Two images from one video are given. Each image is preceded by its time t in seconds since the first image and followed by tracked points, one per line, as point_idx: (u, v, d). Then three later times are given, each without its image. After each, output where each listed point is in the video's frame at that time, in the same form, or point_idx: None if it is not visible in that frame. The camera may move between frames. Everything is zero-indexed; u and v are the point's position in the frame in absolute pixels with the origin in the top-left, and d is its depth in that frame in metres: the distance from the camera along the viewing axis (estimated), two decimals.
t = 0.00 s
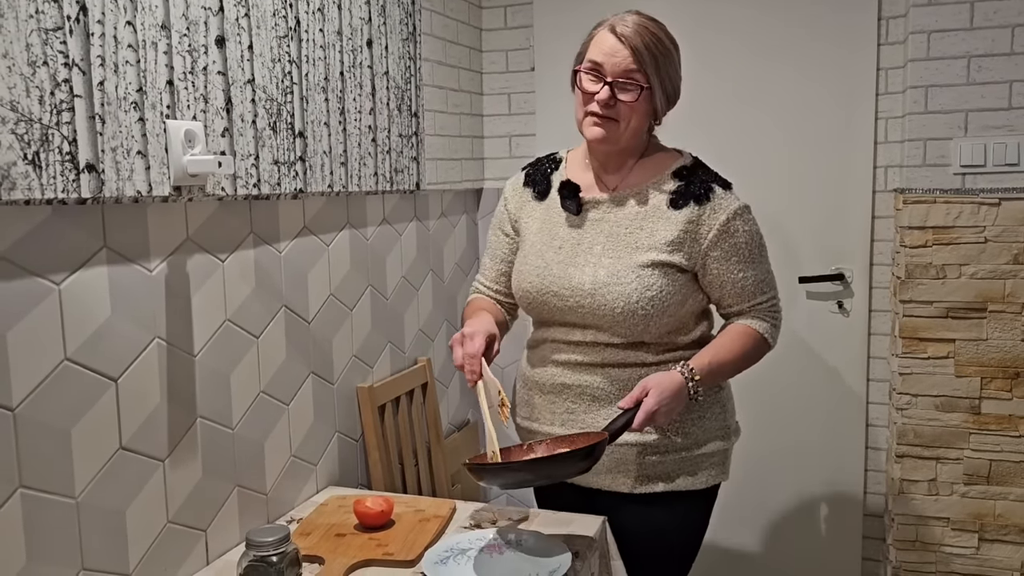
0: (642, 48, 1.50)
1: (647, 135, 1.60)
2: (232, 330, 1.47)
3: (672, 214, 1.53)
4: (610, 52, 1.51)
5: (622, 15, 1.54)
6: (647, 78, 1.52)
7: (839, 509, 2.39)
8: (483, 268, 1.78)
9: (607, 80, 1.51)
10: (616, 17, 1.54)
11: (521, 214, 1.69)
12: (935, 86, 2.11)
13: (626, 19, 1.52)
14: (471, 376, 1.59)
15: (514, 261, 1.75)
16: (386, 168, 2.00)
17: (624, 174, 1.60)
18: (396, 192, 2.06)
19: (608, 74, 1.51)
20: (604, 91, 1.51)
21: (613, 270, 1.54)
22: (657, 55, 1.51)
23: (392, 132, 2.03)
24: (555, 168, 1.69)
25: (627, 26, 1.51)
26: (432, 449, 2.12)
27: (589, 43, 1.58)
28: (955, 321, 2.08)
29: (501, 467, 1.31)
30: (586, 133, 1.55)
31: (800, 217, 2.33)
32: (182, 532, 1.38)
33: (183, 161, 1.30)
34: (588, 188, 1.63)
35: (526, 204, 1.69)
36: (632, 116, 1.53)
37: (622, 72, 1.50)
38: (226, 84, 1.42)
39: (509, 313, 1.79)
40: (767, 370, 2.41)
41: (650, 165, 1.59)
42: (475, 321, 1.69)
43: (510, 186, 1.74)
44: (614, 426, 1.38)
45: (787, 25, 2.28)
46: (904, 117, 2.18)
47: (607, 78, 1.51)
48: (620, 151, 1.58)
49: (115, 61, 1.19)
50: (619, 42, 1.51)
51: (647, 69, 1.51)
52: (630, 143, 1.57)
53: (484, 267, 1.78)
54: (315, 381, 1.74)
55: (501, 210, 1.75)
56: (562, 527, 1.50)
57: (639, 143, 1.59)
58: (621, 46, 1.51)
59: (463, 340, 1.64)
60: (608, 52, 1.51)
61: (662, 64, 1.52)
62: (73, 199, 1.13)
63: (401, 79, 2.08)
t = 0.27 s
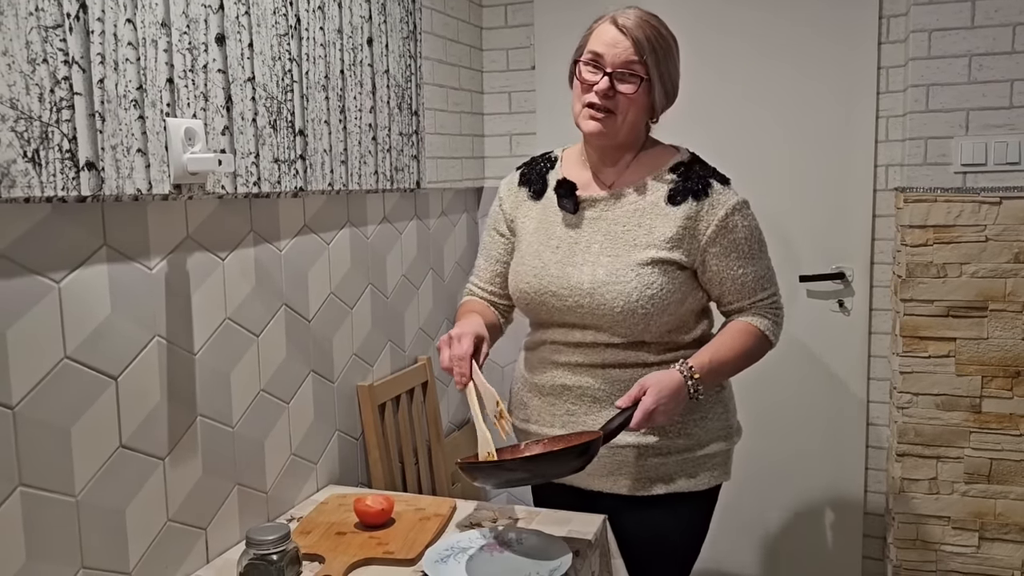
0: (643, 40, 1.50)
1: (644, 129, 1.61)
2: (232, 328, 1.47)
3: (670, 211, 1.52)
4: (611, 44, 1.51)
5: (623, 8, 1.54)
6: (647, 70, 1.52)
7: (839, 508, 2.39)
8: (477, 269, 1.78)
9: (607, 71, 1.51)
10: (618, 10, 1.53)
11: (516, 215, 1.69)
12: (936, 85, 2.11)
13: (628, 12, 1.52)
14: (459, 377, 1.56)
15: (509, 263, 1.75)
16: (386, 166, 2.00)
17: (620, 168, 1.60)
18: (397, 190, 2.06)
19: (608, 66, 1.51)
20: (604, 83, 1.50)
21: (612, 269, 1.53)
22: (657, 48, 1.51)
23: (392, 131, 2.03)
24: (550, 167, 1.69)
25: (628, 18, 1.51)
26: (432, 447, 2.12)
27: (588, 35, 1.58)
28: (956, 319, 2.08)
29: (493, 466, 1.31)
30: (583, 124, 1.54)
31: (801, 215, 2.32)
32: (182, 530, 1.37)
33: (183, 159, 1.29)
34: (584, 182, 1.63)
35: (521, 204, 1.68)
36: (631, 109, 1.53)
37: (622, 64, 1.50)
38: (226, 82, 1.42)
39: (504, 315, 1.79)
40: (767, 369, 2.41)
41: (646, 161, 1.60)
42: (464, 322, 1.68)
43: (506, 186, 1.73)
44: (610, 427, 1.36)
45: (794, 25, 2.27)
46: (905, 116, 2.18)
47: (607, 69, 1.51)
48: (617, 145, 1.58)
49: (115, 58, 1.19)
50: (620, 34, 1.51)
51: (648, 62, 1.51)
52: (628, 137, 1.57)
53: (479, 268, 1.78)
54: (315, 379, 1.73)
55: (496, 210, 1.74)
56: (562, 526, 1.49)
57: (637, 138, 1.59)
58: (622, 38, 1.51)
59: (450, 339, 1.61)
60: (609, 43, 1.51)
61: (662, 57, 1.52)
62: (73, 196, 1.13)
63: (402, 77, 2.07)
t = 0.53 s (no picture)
0: (641, 40, 1.49)
1: (647, 128, 1.60)
2: (233, 328, 1.47)
3: (677, 209, 1.52)
4: (609, 47, 1.50)
5: (616, 8, 1.52)
6: (648, 71, 1.51)
7: (841, 507, 2.39)
8: (476, 270, 1.78)
9: (607, 75, 1.50)
10: (611, 11, 1.52)
11: (517, 212, 1.69)
12: (938, 84, 2.11)
13: (622, 12, 1.51)
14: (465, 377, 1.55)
15: (510, 262, 1.74)
16: (388, 166, 2.00)
17: (626, 169, 1.60)
18: (398, 189, 2.06)
19: (609, 70, 1.50)
20: (606, 88, 1.50)
21: (620, 267, 1.53)
22: (655, 46, 1.50)
23: (393, 130, 2.02)
24: (552, 165, 1.68)
25: (623, 18, 1.50)
26: (433, 447, 2.11)
27: (583, 37, 1.57)
28: (957, 319, 2.08)
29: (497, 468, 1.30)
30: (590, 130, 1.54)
31: (802, 213, 2.32)
32: (183, 529, 1.37)
33: (184, 158, 1.29)
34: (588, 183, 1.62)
35: (522, 203, 1.68)
36: (634, 111, 1.52)
37: (622, 67, 1.49)
38: (228, 81, 1.42)
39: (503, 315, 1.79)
40: (768, 368, 2.41)
41: (652, 159, 1.59)
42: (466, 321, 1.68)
43: (506, 184, 1.72)
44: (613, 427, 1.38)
45: (794, 25, 2.27)
46: (906, 116, 2.18)
47: (608, 73, 1.50)
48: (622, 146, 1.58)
49: (116, 57, 1.19)
50: (616, 36, 1.50)
51: (648, 62, 1.50)
52: (632, 138, 1.56)
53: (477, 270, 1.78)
54: (317, 378, 1.73)
55: (495, 209, 1.74)
56: (564, 525, 1.49)
57: (640, 137, 1.58)
58: (619, 40, 1.50)
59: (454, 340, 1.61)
60: (606, 47, 1.50)
61: (660, 55, 1.52)
62: (74, 195, 1.13)
63: (403, 76, 2.07)
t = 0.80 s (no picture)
0: (627, 65, 1.47)
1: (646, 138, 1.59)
2: (235, 327, 1.47)
3: (680, 210, 1.53)
4: (598, 76, 1.48)
5: (597, 30, 1.50)
6: (640, 92, 1.49)
7: (843, 506, 2.39)
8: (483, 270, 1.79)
9: (601, 104, 1.49)
10: (593, 35, 1.50)
11: (522, 215, 1.69)
12: (939, 84, 2.11)
13: (604, 32, 1.49)
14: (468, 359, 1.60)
15: (516, 263, 1.75)
16: (389, 165, 2.00)
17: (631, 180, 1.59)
18: (400, 189, 2.06)
19: (602, 98, 1.49)
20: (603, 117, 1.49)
21: (623, 268, 1.53)
22: (643, 66, 1.48)
23: (395, 130, 2.03)
24: (557, 167, 1.68)
25: (606, 43, 1.47)
26: (435, 447, 2.12)
27: (569, 60, 1.55)
28: (958, 319, 2.08)
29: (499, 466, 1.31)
30: (597, 156, 1.54)
31: (802, 214, 2.32)
32: (186, 528, 1.38)
33: (186, 157, 1.29)
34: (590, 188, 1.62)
35: (528, 205, 1.68)
36: (634, 129, 1.51)
37: (614, 94, 1.48)
38: (230, 81, 1.42)
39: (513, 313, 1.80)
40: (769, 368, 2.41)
41: (655, 167, 1.59)
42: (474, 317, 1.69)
43: (512, 188, 1.73)
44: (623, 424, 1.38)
45: (794, 25, 2.27)
46: (907, 116, 2.18)
47: (600, 97, 1.49)
48: (626, 161, 1.57)
49: (119, 57, 1.19)
50: (602, 62, 1.48)
51: (638, 83, 1.48)
52: (635, 151, 1.56)
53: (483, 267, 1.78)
54: (319, 377, 1.74)
55: (501, 212, 1.74)
56: (565, 524, 1.50)
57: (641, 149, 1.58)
58: (606, 68, 1.48)
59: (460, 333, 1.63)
60: (595, 77, 1.48)
61: (649, 72, 1.50)
62: (77, 195, 1.13)
63: (405, 76, 2.08)
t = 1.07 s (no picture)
0: (628, 70, 1.47)
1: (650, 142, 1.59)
2: (237, 326, 1.48)
3: (684, 208, 1.53)
4: (599, 82, 1.48)
5: (599, 37, 1.51)
6: (642, 96, 1.50)
7: (843, 505, 2.40)
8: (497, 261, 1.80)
9: (603, 109, 1.49)
10: (594, 42, 1.50)
11: (528, 214, 1.70)
12: (940, 83, 2.11)
13: (605, 40, 1.49)
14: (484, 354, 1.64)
15: (523, 262, 1.75)
16: (391, 165, 2.00)
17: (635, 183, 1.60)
18: (401, 189, 2.06)
19: (604, 104, 1.49)
20: (604, 123, 1.50)
21: (629, 263, 1.54)
22: (644, 71, 1.49)
23: (396, 129, 2.03)
24: (562, 167, 1.68)
25: (607, 50, 1.48)
26: (435, 445, 2.12)
27: (572, 67, 1.55)
28: (959, 318, 2.08)
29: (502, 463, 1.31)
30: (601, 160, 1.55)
31: (803, 213, 2.32)
32: (187, 526, 1.38)
33: (189, 157, 1.30)
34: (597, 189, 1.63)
35: (534, 204, 1.69)
36: (635, 135, 1.52)
37: (615, 99, 1.49)
38: (232, 81, 1.42)
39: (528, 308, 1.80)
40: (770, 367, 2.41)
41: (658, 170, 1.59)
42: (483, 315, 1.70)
43: (519, 187, 1.73)
44: (624, 421, 1.41)
45: (794, 26, 2.27)
46: (909, 115, 2.18)
47: (601, 104, 1.49)
48: (629, 165, 1.58)
49: (122, 57, 1.19)
50: (604, 68, 1.48)
51: (640, 88, 1.49)
52: (637, 156, 1.56)
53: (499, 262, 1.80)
54: (320, 376, 1.74)
55: (508, 212, 1.75)
56: (566, 523, 1.50)
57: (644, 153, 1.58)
58: (608, 74, 1.48)
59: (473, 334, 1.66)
60: (597, 83, 1.49)
61: (650, 77, 1.50)
62: (80, 194, 1.14)
63: (406, 76, 2.08)
